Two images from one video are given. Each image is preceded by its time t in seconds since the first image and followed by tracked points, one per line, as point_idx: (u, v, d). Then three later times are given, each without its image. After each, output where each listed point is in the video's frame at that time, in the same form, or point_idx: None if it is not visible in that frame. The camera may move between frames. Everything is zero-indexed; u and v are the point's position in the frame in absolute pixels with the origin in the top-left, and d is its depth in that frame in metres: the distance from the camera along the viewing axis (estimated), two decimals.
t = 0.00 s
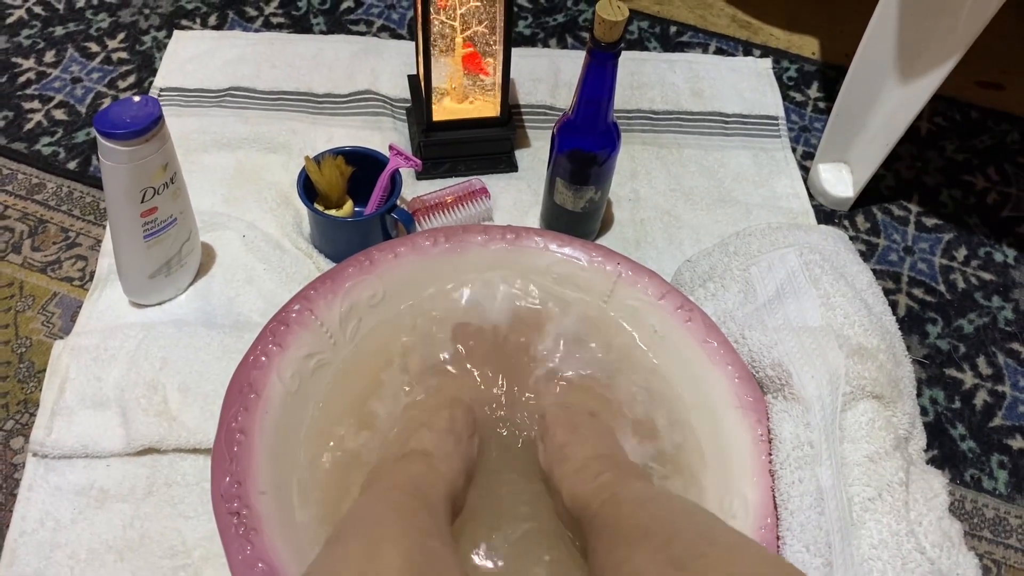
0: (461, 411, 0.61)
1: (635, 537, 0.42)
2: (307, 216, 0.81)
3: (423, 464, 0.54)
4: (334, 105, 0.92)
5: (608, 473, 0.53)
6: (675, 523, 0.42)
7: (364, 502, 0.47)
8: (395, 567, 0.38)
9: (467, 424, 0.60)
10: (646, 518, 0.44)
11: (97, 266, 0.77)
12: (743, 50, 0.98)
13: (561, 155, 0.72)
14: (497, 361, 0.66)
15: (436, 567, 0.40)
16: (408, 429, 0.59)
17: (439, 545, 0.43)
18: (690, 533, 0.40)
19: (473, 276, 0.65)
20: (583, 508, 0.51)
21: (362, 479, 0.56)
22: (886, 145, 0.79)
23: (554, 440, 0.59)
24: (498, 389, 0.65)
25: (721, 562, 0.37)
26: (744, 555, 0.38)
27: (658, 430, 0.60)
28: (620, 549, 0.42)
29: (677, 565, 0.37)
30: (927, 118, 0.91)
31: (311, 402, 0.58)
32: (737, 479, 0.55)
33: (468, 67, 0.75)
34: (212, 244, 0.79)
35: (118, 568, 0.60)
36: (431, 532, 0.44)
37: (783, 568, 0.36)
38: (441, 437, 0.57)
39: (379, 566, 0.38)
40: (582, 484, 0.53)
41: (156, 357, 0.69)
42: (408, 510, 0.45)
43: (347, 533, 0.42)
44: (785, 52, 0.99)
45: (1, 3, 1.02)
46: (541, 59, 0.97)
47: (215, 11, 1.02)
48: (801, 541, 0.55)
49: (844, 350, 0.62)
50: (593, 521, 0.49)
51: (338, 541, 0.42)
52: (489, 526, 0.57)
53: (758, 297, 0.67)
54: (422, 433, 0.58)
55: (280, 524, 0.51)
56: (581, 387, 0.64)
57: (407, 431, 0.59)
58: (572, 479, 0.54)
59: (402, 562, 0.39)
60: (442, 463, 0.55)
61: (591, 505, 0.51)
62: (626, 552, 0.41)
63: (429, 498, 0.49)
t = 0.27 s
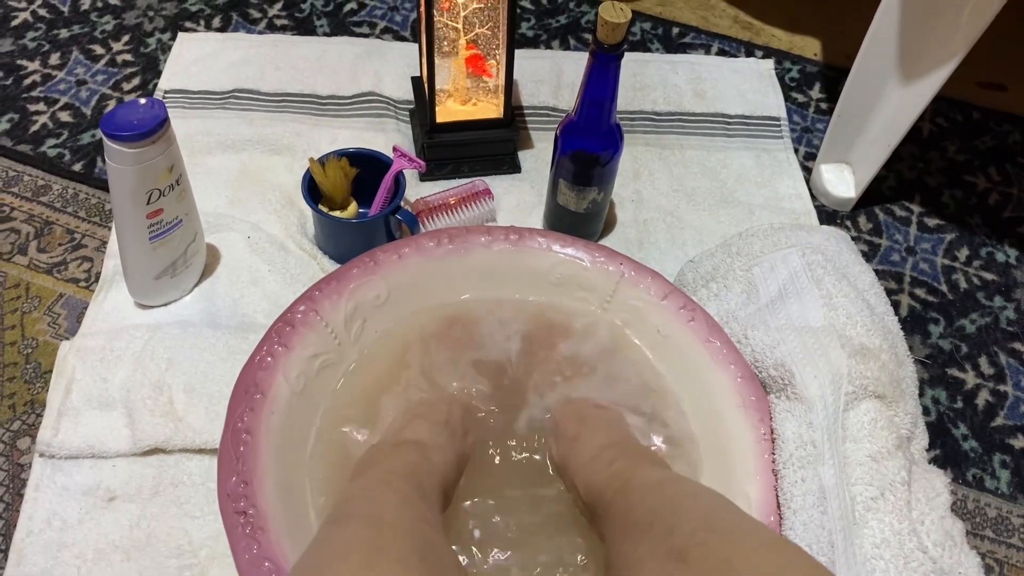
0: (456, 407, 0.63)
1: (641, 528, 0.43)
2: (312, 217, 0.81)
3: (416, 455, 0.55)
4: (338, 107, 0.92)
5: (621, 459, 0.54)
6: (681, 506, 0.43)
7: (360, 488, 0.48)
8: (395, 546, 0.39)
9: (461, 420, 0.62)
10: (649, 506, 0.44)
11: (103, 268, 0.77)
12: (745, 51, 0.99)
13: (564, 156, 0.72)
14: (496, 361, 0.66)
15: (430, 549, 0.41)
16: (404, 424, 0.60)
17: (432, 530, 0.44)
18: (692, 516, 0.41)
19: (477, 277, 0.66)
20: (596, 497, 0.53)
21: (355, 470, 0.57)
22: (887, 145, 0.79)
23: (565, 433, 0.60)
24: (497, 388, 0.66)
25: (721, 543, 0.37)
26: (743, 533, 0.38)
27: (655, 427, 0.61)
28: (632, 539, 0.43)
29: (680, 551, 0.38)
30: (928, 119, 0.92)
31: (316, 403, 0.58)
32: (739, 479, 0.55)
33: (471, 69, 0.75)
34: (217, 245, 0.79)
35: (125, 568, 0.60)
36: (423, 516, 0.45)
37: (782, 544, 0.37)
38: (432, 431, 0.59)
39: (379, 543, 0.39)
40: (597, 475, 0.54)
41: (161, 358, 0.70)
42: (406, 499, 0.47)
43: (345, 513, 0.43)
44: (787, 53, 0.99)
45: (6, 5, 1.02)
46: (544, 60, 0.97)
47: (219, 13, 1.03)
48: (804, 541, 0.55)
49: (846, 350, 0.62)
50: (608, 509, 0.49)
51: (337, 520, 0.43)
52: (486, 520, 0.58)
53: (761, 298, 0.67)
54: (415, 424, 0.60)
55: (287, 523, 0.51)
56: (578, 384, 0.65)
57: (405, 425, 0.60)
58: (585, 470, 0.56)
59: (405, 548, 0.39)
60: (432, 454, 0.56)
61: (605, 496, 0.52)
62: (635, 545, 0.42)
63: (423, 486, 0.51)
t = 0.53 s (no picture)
0: (457, 408, 0.63)
1: (643, 527, 0.43)
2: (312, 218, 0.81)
3: (415, 457, 0.55)
4: (338, 107, 0.92)
5: (621, 460, 0.54)
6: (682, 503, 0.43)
7: (359, 488, 0.48)
8: (396, 547, 0.39)
9: (461, 421, 0.62)
10: (650, 504, 0.45)
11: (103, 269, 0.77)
12: (745, 51, 0.99)
13: (564, 157, 0.72)
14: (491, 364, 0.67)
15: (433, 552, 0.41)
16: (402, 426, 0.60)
17: (432, 531, 0.44)
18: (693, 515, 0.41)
19: (477, 279, 0.66)
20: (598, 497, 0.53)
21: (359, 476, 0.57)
22: (888, 145, 0.79)
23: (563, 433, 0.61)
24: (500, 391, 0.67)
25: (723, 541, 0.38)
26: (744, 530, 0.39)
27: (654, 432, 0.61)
28: (637, 539, 0.43)
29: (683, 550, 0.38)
30: (929, 118, 0.91)
31: (315, 406, 0.58)
32: (739, 480, 0.55)
33: (471, 69, 0.75)
34: (217, 246, 0.79)
35: (124, 569, 0.60)
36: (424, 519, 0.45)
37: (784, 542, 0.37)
38: (430, 431, 0.59)
39: (381, 544, 0.39)
40: (599, 474, 0.54)
41: (161, 360, 0.70)
42: (405, 500, 0.47)
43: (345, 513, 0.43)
44: (788, 53, 0.99)
45: (7, 6, 1.02)
46: (544, 60, 0.97)
47: (219, 14, 1.03)
48: (804, 542, 0.55)
49: (847, 351, 0.62)
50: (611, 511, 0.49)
51: (337, 520, 0.42)
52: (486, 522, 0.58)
53: (761, 298, 0.67)
54: (415, 425, 0.60)
55: (286, 525, 0.51)
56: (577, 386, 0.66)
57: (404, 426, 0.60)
58: (586, 471, 0.56)
59: (408, 549, 0.39)
60: (432, 455, 0.56)
61: (606, 498, 0.52)
62: (637, 546, 0.42)
63: (422, 488, 0.51)
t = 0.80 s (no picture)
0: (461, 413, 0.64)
1: (636, 525, 0.44)
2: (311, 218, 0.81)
3: (422, 463, 0.56)
4: (337, 107, 0.92)
5: (613, 468, 0.56)
6: (677, 511, 0.44)
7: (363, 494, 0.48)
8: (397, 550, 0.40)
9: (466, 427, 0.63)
10: (649, 509, 0.45)
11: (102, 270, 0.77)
12: (745, 49, 0.98)
13: (563, 156, 0.72)
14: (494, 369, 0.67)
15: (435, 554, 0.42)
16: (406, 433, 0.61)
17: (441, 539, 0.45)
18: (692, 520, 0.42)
19: (476, 279, 0.65)
20: (589, 500, 0.55)
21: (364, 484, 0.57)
22: (888, 144, 0.79)
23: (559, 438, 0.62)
24: (499, 394, 0.67)
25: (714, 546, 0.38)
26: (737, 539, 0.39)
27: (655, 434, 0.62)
28: (623, 536, 0.44)
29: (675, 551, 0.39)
30: (930, 117, 0.91)
31: (314, 407, 0.58)
32: (739, 480, 0.54)
33: (470, 68, 0.75)
34: (217, 247, 0.79)
35: (124, 571, 0.60)
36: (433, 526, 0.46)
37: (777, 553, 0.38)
38: (438, 439, 0.60)
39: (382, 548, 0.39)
40: (592, 483, 0.56)
41: (160, 360, 0.70)
42: (410, 506, 0.47)
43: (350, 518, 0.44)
44: (789, 51, 0.99)
45: (6, 7, 1.02)
46: (544, 59, 0.97)
47: (219, 14, 1.02)
48: (804, 543, 0.55)
49: (847, 351, 0.62)
50: (602, 516, 0.50)
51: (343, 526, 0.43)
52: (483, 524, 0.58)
53: (762, 298, 0.67)
54: (421, 431, 0.60)
55: (285, 527, 0.51)
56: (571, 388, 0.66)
57: (407, 432, 0.60)
58: (576, 478, 0.57)
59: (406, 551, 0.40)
60: (439, 461, 0.57)
61: (602, 499, 0.53)
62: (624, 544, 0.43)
63: (426, 492, 0.51)
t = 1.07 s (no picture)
0: (469, 414, 0.60)
1: (633, 537, 0.41)
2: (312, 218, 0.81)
3: (432, 469, 0.53)
4: (338, 106, 0.92)
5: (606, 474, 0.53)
6: (676, 525, 0.41)
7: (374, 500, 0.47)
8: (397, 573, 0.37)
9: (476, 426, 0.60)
10: (647, 519, 0.43)
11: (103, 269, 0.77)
12: (747, 48, 0.98)
13: (565, 155, 0.72)
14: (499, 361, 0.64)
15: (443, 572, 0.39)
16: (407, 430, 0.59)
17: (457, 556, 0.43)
18: (693, 537, 0.40)
19: (478, 278, 0.65)
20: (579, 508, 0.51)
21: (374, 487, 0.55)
22: (891, 142, 0.78)
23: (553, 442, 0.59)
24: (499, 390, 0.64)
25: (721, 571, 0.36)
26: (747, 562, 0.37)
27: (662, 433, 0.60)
28: (618, 547, 0.41)
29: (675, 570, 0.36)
30: (932, 115, 0.91)
31: (316, 406, 0.58)
32: (742, 478, 0.55)
33: (471, 67, 0.75)
34: (218, 246, 0.79)
35: (126, 571, 0.60)
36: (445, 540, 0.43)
37: None
38: (450, 441, 0.56)
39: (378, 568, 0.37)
40: (584, 485, 0.53)
41: (161, 360, 0.69)
42: (415, 510, 0.45)
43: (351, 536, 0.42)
44: (790, 49, 0.98)
45: (6, 6, 1.02)
46: (545, 58, 0.97)
47: (219, 13, 1.02)
48: (808, 542, 0.55)
49: (850, 349, 0.62)
50: (591, 522, 0.48)
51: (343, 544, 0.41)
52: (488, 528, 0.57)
53: (764, 297, 0.67)
54: (428, 435, 0.57)
55: (287, 526, 0.51)
56: (579, 382, 0.64)
57: (416, 433, 0.58)
58: (567, 479, 0.54)
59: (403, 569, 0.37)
60: (450, 465, 0.54)
61: (588, 508, 0.50)
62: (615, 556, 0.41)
63: (436, 500, 0.49)
